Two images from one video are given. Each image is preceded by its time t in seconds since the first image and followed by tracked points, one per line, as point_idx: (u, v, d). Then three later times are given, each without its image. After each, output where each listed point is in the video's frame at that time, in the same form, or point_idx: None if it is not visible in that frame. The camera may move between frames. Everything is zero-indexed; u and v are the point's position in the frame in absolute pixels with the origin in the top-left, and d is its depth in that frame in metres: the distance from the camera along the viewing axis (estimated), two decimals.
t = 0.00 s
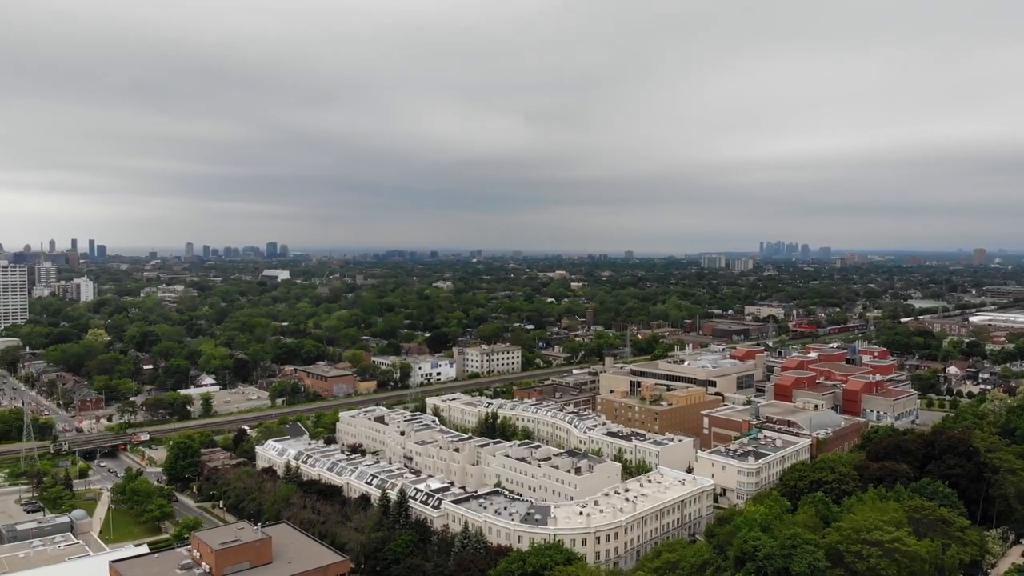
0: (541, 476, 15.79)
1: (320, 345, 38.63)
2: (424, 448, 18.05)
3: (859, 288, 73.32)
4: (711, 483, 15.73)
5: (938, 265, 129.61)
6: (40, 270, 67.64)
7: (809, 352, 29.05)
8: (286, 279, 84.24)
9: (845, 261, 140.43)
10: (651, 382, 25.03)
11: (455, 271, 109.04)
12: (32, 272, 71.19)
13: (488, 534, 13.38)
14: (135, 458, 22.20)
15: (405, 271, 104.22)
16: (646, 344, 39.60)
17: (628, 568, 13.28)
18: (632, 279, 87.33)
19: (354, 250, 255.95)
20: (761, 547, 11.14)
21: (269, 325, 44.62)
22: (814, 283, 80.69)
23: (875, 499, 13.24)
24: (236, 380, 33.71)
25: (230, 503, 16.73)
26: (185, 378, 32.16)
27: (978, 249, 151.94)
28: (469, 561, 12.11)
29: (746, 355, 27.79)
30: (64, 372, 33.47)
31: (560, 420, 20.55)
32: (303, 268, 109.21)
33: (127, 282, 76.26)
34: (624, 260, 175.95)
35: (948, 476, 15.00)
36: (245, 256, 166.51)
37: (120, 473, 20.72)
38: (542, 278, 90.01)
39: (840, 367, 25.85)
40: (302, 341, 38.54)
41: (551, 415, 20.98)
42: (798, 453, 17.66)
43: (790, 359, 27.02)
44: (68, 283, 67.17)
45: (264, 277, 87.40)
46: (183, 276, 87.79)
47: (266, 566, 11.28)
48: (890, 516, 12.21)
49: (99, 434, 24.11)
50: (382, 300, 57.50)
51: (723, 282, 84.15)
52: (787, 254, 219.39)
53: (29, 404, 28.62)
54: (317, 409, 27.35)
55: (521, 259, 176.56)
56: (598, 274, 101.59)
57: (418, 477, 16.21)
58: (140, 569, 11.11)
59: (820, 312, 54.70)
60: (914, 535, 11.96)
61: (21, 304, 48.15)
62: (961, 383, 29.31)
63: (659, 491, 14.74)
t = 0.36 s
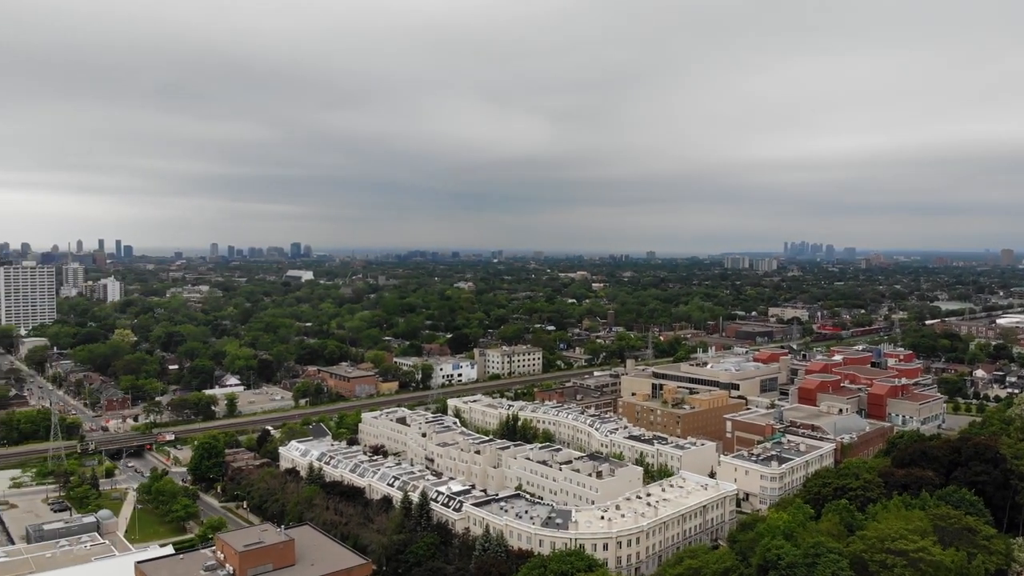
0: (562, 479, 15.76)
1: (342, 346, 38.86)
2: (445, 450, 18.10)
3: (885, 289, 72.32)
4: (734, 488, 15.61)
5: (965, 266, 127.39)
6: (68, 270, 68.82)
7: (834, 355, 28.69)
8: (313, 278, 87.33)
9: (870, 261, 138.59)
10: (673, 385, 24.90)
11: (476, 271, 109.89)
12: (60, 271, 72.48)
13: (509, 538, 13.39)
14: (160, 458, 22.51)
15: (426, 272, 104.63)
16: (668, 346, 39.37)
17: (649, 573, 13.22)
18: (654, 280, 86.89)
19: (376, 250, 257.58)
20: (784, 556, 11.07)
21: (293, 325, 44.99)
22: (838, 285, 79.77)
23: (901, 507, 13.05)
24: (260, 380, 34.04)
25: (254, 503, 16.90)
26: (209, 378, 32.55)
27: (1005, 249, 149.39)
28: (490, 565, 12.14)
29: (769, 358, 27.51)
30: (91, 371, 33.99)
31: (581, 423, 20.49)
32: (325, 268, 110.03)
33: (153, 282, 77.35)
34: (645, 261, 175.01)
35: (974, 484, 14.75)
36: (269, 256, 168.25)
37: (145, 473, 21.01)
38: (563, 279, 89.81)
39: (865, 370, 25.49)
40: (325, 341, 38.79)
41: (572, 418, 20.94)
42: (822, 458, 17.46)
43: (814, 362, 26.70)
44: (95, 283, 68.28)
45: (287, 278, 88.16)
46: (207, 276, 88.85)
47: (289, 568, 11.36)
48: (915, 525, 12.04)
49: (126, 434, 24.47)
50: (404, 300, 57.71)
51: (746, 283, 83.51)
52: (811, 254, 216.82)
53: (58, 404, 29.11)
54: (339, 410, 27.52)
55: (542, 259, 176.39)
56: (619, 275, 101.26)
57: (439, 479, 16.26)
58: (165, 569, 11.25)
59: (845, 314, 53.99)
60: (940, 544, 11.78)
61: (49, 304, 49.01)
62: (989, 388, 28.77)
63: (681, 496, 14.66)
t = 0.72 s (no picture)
0: (581, 483, 15.72)
1: (363, 346, 39.06)
2: (465, 453, 18.13)
3: (909, 290, 71.40)
4: (755, 493, 15.49)
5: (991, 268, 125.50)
6: (92, 271, 69.88)
7: (856, 358, 28.36)
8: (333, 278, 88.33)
9: (894, 262, 136.93)
10: (693, 388, 24.76)
11: (495, 271, 110.17)
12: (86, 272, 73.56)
13: (528, 542, 13.37)
14: (182, 458, 22.77)
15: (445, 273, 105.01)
16: (688, 348, 39.15)
17: None
18: (675, 281, 86.42)
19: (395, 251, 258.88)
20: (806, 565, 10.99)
21: (314, 326, 45.31)
22: (861, 286, 78.75)
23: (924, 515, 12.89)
24: (282, 381, 34.31)
25: (275, 504, 17.04)
26: (231, 378, 32.87)
27: None
28: (510, 569, 12.14)
29: (791, 361, 27.26)
30: (115, 371, 34.45)
31: (600, 426, 20.44)
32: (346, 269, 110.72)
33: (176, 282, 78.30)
34: (666, 262, 174.08)
35: (998, 491, 14.53)
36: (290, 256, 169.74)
37: (168, 473, 21.27)
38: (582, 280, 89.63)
39: (889, 374, 25.17)
40: (346, 342, 39.00)
41: (591, 421, 20.89)
42: (843, 464, 17.27)
43: (836, 366, 26.42)
44: (119, 283, 69.25)
45: (307, 278, 88.86)
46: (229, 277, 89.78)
47: (310, 571, 11.43)
48: (939, 534, 11.88)
49: (149, 434, 24.77)
50: (424, 301, 57.89)
51: (767, 284, 82.83)
52: (833, 255, 214.66)
53: (82, 404, 29.54)
54: (360, 411, 27.67)
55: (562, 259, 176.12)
56: (639, 275, 100.90)
57: (458, 482, 16.28)
58: (187, 571, 11.36)
59: (868, 315, 53.34)
60: (963, 554, 11.62)
61: (75, 304, 49.78)
62: (1015, 391, 28.30)
63: (701, 501, 14.57)
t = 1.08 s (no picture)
0: (600, 487, 15.67)
1: (382, 347, 39.23)
2: (483, 456, 18.15)
3: (932, 292, 70.43)
4: (775, 498, 15.36)
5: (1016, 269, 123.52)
6: (116, 271, 70.87)
7: (878, 362, 28.01)
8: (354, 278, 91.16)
9: (917, 262, 135.21)
10: (713, 391, 24.60)
11: (514, 272, 110.30)
12: (109, 272, 74.64)
13: (547, 546, 13.36)
14: (204, 459, 23.02)
15: (464, 273, 105.22)
16: (708, 351, 38.92)
17: None
18: (695, 282, 85.89)
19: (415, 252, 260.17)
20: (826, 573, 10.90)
21: (334, 327, 45.59)
22: (883, 287, 77.89)
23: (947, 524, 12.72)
24: (302, 382, 34.56)
25: (295, 506, 17.15)
26: (252, 379, 33.15)
27: None
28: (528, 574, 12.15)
29: (812, 364, 26.98)
30: (138, 372, 34.88)
31: (619, 429, 20.37)
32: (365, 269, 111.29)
33: (198, 283, 79.14)
34: (686, 263, 173.41)
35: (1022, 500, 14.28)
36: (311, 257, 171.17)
37: (190, 474, 21.51)
38: (601, 281, 89.33)
39: (911, 378, 24.82)
40: (366, 344, 39.19)
41: (610, 424, 20.83)
42: (866, 469, 17.06)
43: (858, 369, 26.12)
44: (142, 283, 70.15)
45: (327, 279, 89.48)
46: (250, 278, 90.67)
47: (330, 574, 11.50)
48: (961, 544, 11.73)
49: (171, 434, 25.06)
50: (443, 302, 58.04)
51: (788, 285, 82.10)
52: (855, 256, 212.36)
53: (106, 404, 29.95)
54: (379, 412, 27.78)
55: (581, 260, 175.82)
56: (657, 276, 100.52)
57: (477, 485, 16.29)
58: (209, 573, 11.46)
59: (890, 317, 52.71)
60: (986, 564, 11.46)
61: (98, 305, 50.51)
62: None
63: (720, 506, 14.47)
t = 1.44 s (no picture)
0: (618, 491, 15.62)
1: (401, 348, 39.37)
2: (501, 458, 18.16)
3: (955, 293, 69.54)
4: (795, 504, 15.23)
5: None
6: (139, 271, 71.76)
7: (900, 365, 27.67)
8: (373, 278, 92.23)
9: (941, 263, 133.54)
10: (733, 394, 24.44)
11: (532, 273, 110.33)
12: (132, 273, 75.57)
13: (565, 551, 13.33)
14: (225, 459, 23.24)
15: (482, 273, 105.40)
16: (728, 353, 38.69)
17: None
18: (714, 283, 85.40)
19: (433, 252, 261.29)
20: None
21: (354, 328, 45.83)
22: (905, 288, 77.10)
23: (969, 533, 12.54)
24: (322, 382, 34.78)
25: (315, 507, 17.26)
26: (272, 380, 33.41)
27: None
28: None
29: (833, 367, 26.72)
30: (160, 372, 35.29)
31: (638, 433, 20.29)
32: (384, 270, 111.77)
33: (219, 283, 79.90)
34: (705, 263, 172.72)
35: None
36: (330, 257, 172.43)
37: (211, 474, 21.73)
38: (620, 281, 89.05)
39: (934, 382, 24.49)
40: (385, 344, 39.36)
41: (629, 427, 20.75)
42: (887, 475, 16.86)
43: (879, 372, 25.81)
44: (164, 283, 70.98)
45: (347, 279, 90.02)
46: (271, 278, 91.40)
47: None
48: (983, 554, 11.56)
49: (193, 435, 25.33)
50: (461, 303, 58.15)
51: (809, 286, 81.36)
52: (876, 256, 209.98)
53: (129, 404, 30.33)
54: (397, 414, 27.88)
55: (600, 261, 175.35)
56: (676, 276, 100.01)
57: (495, 488, 16.30)
58: (230, 574, 11.59)
59: (913, 319, 52.06)
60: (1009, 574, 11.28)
61: (121, 305, 51.16)
62: None
63: (740, 512, 14.37)
